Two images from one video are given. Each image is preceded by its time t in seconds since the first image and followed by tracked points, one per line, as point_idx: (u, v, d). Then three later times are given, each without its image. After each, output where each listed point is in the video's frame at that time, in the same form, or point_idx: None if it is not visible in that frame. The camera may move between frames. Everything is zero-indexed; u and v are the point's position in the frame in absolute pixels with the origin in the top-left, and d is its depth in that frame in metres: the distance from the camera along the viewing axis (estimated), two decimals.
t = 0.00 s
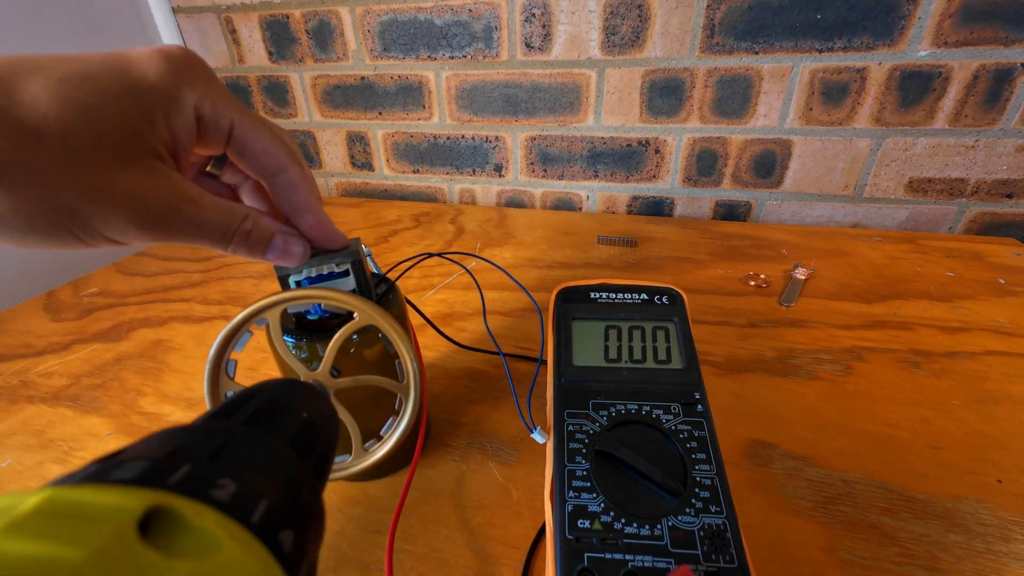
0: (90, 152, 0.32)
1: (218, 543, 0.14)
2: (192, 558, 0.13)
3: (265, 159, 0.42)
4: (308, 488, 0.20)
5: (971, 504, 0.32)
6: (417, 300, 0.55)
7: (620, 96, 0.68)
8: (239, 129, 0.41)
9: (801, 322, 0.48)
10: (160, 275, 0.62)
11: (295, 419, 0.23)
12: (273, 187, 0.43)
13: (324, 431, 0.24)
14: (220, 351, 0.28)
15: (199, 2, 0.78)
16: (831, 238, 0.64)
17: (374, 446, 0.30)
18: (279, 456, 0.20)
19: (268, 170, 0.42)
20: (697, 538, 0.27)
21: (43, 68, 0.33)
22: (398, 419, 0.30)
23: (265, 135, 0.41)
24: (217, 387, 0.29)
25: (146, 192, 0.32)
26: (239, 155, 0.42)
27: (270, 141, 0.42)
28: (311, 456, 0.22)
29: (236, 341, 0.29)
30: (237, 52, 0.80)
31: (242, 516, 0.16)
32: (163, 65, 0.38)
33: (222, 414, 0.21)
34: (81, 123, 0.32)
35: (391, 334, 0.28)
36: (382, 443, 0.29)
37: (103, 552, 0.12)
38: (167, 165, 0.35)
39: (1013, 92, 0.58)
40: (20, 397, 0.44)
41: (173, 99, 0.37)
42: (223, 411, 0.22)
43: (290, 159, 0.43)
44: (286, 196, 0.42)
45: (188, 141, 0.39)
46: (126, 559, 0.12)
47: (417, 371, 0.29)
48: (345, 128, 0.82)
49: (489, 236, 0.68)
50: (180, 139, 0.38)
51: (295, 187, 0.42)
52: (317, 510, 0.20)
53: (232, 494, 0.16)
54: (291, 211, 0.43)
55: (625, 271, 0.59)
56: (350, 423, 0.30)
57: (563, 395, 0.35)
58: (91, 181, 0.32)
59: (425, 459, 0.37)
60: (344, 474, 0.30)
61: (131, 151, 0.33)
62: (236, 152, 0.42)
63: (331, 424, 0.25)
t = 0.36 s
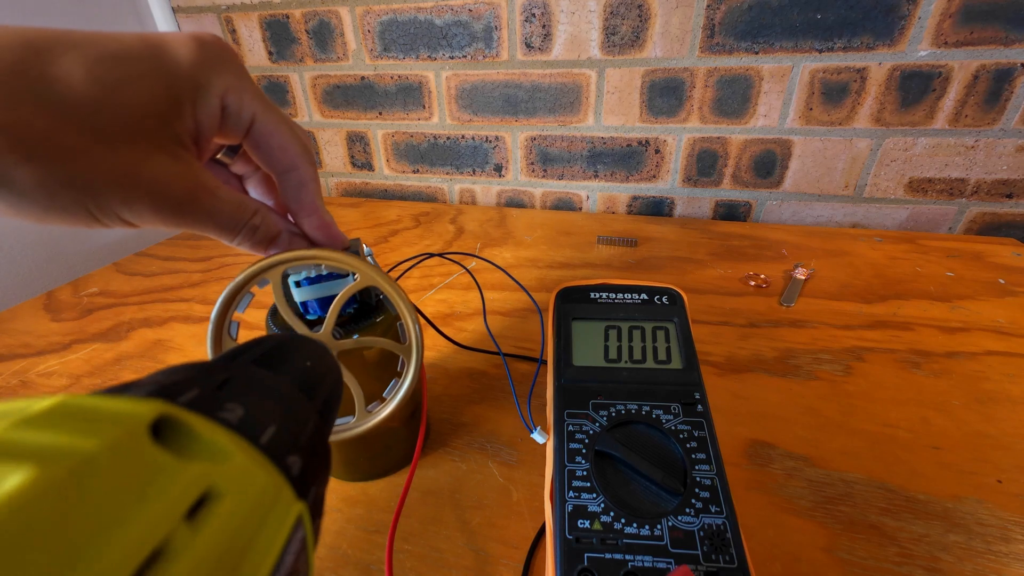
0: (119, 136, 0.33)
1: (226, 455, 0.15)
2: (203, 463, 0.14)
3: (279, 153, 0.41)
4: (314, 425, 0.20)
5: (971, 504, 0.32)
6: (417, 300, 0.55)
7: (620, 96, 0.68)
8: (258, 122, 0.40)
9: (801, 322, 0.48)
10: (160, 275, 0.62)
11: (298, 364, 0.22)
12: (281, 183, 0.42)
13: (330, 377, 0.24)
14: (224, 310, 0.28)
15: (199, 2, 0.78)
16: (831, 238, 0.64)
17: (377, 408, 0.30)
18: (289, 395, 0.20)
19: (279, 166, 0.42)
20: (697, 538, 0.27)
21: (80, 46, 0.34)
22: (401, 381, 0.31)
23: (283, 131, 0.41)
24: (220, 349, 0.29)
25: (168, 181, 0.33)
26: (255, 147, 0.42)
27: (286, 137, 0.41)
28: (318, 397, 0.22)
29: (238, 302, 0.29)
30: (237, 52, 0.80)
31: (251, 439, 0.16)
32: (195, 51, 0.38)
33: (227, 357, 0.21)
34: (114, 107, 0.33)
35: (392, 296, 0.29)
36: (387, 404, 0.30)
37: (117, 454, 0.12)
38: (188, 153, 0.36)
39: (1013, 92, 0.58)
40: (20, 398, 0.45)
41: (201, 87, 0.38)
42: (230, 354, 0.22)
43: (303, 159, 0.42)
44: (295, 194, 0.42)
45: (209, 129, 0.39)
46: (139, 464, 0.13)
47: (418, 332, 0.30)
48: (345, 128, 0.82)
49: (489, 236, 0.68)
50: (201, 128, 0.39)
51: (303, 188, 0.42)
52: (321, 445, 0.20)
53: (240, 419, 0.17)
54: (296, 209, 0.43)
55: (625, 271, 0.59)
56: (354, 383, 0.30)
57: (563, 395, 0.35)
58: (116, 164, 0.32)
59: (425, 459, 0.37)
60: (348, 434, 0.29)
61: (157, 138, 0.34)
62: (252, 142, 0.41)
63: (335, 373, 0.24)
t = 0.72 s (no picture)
0: (124, 132, 0.33)
1: (234, 440, 0.16)
2: (214, 446, 0.15)
3: (282, 154, 0.41)
4: (316, 422, 0.21)
5: (971, 504, 0.32)
6: (417, 300, 0.55)
7: (620, 96, 0.68)
8: (261, 121, 0.40)
9: (801, 322, 0.48)
10: (160, 275, 0.62)
11: (302, 365, 0.23)
12: (283, 182, 0.42)
13: (332, 378, 0.24)
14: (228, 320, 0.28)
15: (199, 2, 0.78)
16: (831, 238, 0.64)
17: (376, 415, 0.30)
18: (293, 393, 0.21)
19: (281, 165, 0.42)
20: (697, 538, 0.27)
21: (88, 41, 0.34)
22: (401, 388, 0.31)
23: (286, 131, 0.41)
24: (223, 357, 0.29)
25: (172, 177, 0.33)
26: (258, 146, 0.41)
27: (289, 137, 0.41)
28: (320, 396, 0.22)
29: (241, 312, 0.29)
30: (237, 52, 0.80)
31: (256, 429, 0.17)
32: (201, 48, 0.38)
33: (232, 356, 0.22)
34: (120, 102, 0.33)
35: (392, 304, 0.29)
36: (386, 411, 0.30)
37: (140, 430, 0.13)
38: (193, 151, 0.36)
39: (1013, 92, 0.58)
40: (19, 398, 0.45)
41: (206, 85, 0.38)
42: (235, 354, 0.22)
43: (306, 158, 0.42)
44: (296, 194, 0.42)
45: (212, 127, 0.39)
46: (160, 439, 0.14)
47: (418, 339, 0.30)
48: (346, 128, 0.82)
49: (489, 236, 0.68)
50: (204, 126, 0.39)
51: (305, 187, 0.42)
52: (323, 442, 0.21)
53: (246, 410, 0.18)
54: (297, 209, 0.42)
55: (625, 271, 0.59)
56: (354, 392, 0.30)
57: (563, 395, 0.35)
58: (121, 159, 0.32)
59: (425, 459, 0.37)
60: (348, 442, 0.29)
61: (161, 135, 0.34)
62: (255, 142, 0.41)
63: (337, 376, 0.24)
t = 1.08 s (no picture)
0: (125, 131, 0.33)
1: (252, 424, 0.16)
2: (232, 429, 0.15)
3: (283, 154, 0.41)
4: (327, 417, 0.21)
5: (971, 504, 0.32)
6: (417, 300, 0.55)
7: (620, 96, 0.68)
8: (263, 121, 0.40)
9: (801, 322, 0.48)
10: (160, 275, 0.62)
11: (313, 366, 0.23)
12: (284, 182, 0.42)
13: (343, 378, 0.24)
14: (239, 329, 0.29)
15: (199, 2, 0.78)
16: (831, 238, 0.64)
17: (386, 421, 0.31)
18: (305, 388, 0.20)
19: (282, 165, 0.42)
20: (697, 538, 0.27)
21: (90, 41, 0.34)
22: (408, 393, 0.31)
23: (287, 131, 0.41)
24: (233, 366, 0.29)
25: (173, 176, 0.33)
26: (258, 146, 0.41)
27: (290, 137, 0.41)
28: (329, 394, 0.22)
29: (253, 322, 0.29)
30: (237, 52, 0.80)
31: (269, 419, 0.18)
32: (202, 47, 0.38)
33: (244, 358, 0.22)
34: (121, 102, 0.33)
35: (399, 311, 0.30)
36: (395, 417, 0.30)
37: (161, 412, 0.14)
38: (194, 150, 0.36)
39: (1013, 92, 0.58)
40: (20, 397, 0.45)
41: (208, 84, 0.38)
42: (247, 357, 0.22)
43: (306, 158, 0.42)
44: (296, 194, 0.42)
45: (212, 125, 0.39)
46: (180, 421, 0.14)
47: (424, 343, 0.31)
48: (346, 128, 0.82)
49: (489, 236, 0.68)
50: (206, 125, 0.39)
51: (305, 187, 0.42)
52: (333, 437, 0.21)
53: (260, 402, 0.18)
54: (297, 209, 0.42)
55: (625, 271, 0.59)
56: (363, 399, 0.30)
57: (563, 395, 0.35)
58: (122, 159, 0.32)
59: (425, 459, 0.37)
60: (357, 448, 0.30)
61: (162, 134, 0.34)
62: (257, 142, 0.41)
63: (348, 378, 0.24)
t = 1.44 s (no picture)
0: (126, 130, 0.33)
1: (261, 412, 0.17)
2: (242, 415, 0.16)
3: (284, 153, 0.41)
4: (342, 409, 0.21)
5: (971, 504, 0.32)
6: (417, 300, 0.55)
7: (620, 96, 0.68)
8: (264, 121, 0.40)
9: (801, 322, 0.48)
10: (160, 275, 0.62)
11: (329, 365, 0.23)
12: (285, 182, 0.42)
13: (360, 375, 0.24)
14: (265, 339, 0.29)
15: (199, 2, 0.78)
16: (831, 238, 0.64)
17: (407, 420, 0.32)
18: (319, 384, 0.21)
19: (283, 164, 0.42)
20: (697, 538, 0.27)
21: (92, 40, 0.34)
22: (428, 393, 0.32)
23: (288, 130, 0.41)
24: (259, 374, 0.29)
25: (174, 176, 0.33)
26: (259, 146, 0.41)
27: (291, 137, 0.41)
28: (346, 390, 0.23)
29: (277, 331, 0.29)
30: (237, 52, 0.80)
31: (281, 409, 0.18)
32: (204, 47, 0.38)
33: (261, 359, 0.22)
34: (123, 102, 0.33)
35: (416, 313, 0.30)
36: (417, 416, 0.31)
37: (175, 398, 0.14)
38: (195, 151, 0.36)
39: (1013, 93, 0.58)
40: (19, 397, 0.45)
41: (209, 84, 0.38)
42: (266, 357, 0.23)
43: (307, 158, 0.42)
44: (297, 194, 0.42)
45: (213, 126, 0.39)
46: (193, 406, 0.15)
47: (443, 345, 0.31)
48: (345, 128, 0.82)
49: (489, 236, 0.68)
50: (206, 125, 0.39)
51: (306, 187, 0.42)
52: (348, 428, 0.21)
53: (274, 395, 0.19)
54: (297, 209, 0.42)
55: (625, 271, 0.59)
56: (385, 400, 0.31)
57: (563, 396, 0.35)
58: (123, 158, 0.32)
59: (425, 459, 0.37)
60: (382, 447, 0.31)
61: (164, 134, 0.34)
62: (258, 142, 0.41)
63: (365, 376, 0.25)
